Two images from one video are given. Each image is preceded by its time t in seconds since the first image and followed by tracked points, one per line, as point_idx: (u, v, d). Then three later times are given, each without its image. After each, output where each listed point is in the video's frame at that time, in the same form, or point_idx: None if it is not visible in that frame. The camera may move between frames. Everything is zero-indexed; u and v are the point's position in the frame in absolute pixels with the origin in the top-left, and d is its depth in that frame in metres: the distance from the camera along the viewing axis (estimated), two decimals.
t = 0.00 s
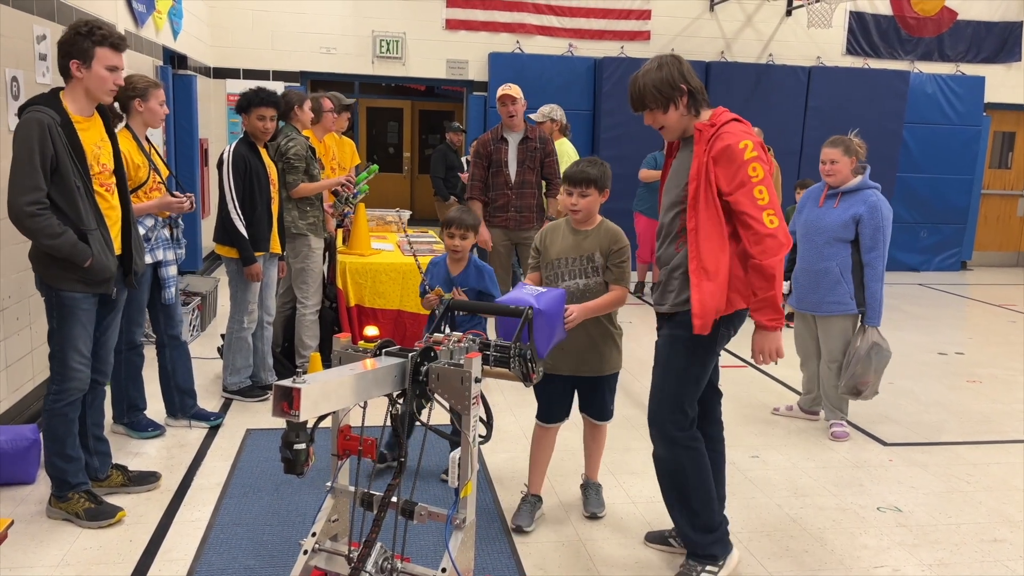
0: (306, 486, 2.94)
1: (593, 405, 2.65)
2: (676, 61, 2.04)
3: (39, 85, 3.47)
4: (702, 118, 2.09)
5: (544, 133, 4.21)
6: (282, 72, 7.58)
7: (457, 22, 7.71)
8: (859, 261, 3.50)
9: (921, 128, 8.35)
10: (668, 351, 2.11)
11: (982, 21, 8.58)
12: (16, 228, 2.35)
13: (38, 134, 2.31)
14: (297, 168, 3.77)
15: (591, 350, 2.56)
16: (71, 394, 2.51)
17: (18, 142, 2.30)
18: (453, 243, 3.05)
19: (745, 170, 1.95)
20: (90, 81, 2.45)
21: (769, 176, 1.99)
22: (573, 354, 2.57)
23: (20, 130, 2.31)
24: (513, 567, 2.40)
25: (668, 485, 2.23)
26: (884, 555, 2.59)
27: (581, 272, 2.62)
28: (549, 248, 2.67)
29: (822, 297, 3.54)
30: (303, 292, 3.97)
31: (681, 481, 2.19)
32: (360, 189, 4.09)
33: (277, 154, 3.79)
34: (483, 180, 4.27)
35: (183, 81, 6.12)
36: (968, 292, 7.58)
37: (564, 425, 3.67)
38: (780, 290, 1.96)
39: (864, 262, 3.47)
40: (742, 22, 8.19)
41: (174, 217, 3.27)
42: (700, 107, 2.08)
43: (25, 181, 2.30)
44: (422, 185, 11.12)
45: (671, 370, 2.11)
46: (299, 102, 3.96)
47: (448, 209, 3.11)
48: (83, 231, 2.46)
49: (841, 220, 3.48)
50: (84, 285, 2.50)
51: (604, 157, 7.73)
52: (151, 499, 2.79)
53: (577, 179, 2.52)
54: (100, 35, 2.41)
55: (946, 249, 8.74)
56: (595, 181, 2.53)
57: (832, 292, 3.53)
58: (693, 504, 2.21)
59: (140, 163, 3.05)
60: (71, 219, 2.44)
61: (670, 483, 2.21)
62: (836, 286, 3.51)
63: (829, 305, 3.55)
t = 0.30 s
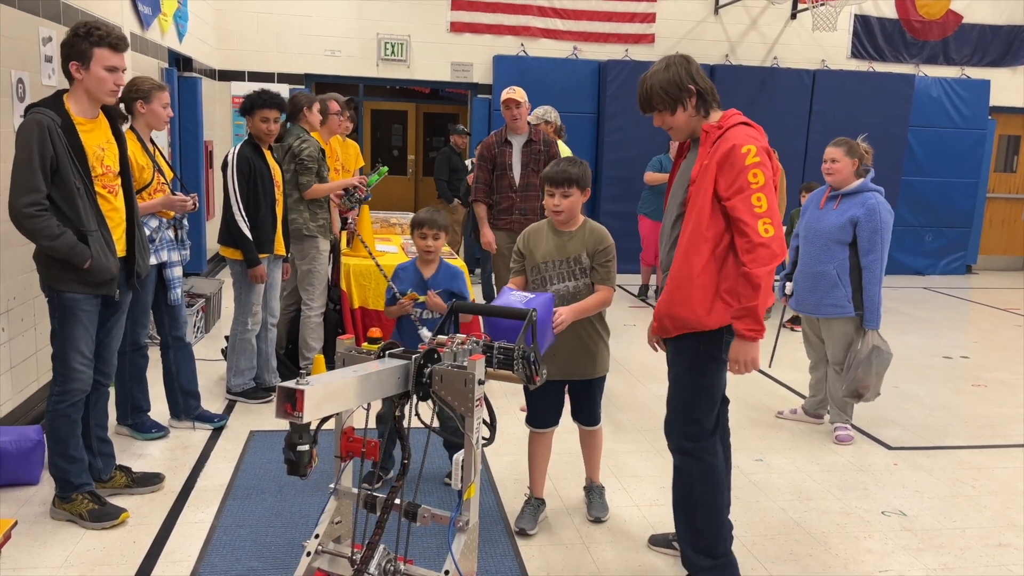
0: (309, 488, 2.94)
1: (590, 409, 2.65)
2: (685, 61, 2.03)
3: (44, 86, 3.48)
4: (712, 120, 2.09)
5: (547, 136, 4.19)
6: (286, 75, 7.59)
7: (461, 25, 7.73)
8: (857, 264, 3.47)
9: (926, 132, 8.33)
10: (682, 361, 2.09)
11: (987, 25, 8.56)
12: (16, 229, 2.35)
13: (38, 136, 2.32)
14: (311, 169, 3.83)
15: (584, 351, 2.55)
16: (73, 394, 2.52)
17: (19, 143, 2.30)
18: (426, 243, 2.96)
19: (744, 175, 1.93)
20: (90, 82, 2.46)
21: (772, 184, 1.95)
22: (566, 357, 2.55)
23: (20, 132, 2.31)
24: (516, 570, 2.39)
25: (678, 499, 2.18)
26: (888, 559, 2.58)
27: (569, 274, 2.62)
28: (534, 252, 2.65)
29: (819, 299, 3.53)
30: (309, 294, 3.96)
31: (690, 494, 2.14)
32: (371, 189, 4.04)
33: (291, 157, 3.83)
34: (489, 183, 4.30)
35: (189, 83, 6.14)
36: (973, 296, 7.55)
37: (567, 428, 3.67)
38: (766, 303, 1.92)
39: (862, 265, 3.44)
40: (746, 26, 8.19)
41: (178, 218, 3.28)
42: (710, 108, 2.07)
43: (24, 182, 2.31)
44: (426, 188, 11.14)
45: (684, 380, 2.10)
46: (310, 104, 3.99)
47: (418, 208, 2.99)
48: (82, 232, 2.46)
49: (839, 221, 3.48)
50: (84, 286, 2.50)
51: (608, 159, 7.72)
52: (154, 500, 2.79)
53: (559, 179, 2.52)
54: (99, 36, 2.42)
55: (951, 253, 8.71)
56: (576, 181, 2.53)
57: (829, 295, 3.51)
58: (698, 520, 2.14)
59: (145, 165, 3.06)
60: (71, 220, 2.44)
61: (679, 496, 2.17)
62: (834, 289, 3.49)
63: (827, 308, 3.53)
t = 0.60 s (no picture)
0: (314, 491, 2.94)
1: (596, 413, 2.65)
2: (695, 61, 2.02)
3: (52, 90, 3.50)
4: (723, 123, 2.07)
5: (552, 140, 4.19)
6: (293, 79, 7.62)
7: (467, 29, 7.74)
8: (862, 270, 3.46)
9: (932, 136, 8.31)
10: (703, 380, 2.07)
11: (994, 29, 8.55)
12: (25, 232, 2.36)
13: (49, 139, 2.33)
14: (333, 174, 3.85)
15: (585, 355, 2.55)
16: (80, 397, 2.53)
17: (29, 146, 2.31)
18: (399, 243, 2.97)
19: (742, 182, 1.91)
20: (98, 86, 2.47)
21: (772, 193, 1.91)
22: (567, 362, 2.54)
23: (30, 136, 2.32)
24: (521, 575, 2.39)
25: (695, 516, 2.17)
26: (895, 566, 2.57)
27: (568, 280, 2.61)
28: (533, 257, 2.65)
29: (823, 304, 3.52)
30: (315, 297, 3.96)
31: (709, 512, 2.13)
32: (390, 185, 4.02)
33: (309, 162, 3.84)
34: (495, 188, 4.29)
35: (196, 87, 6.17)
36: (980, 301, 7.52)
37: (571, 433, 3.66)
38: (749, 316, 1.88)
39: (867, 271, 3.42)
40: (752, 30, 8.20)
41: (184, 221, 3.28)
42: (721, 110, 2.06)
43: (34, 185, 2.32)
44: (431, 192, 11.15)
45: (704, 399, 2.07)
46: (321, 108, 3.99)
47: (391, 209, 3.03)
48: (92, 235, 2.47)
49: (844, 226, 3.47)
50: (92, 289, 2.50)
51: (614, 164, 7.72)
52: (160, 503, 2.79)
53: (557, 183, 2.51)
54: (107, 40, 2.43)
55: (957, 258, 8.68)
56: (573, 186, 2.52)
57: (833, 300, 3.51)
58: (717, 539, 2.14)
59: (152, 168, 3.07)
60: (80, 223, 2.45)
61: (697, 512, 2.16)
62: (838, 294, 3.49)
63: (832, 312, 3.52)
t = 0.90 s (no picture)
0: (318, 493, 2.94)
1: (600, 415, 2.64)
2: (690, 72, 2.02)
3: (59, 92, 3.52)
4: (735, 126, 2.04)
5: (557, 143, 4.19)
6: (298, 81, 7.63)
7: (472, 32, 7.75)
8: (868, 273, 3.46)
9: (938, 139, 8.29)
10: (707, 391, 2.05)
11: (1000, 32, 8.52)
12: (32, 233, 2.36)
13: (57, 141, 2.34)
14: (346, 177, 3.88)
15: (589, 358, 2.55)
16: (85, 399, 2.53)
17: (37, 148, 2.32)
18: (387, 249, 2.99)
19: (743, 188, 1.89)
20: (104, 88, 2.48)
21: (774, 202, 1.88)
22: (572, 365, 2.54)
23: (38, 137, 2.33)
24: None
25: (700, 526, 2.16)
26: (900, 570, 2.56)
27: (571, 283, 2.61)
28: (537, 260, 2.65)
29: (828, 307, 3.51)
30: (319, 299, 3.96)
31: (715, 522, 2.12)
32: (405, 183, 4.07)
33: (320, 166, 3.85)
34: (499, 191, 4.30)
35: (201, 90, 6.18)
36: (986, 305, 7.49)
37: (576, 436, 3.65)
38: (735, 327, 1.86)
39: (873, 274, 3.42)
40: (758, 33, 8.19)
41: (189, 223, 3.29)
42: (731, 115, 2.03)
43: (42, 186, 2.32)
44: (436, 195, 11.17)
45: (708, 409, 2.06)
46: (326, 110, 3.99)
47: (378, 214, 3.03)
48: (98, 237, 2.48)
49: (850, 230, 3.46)
50: (98, 290, 2.51)
51: (618, 167, 7.72)
52: (165, 504, 2.79)
53: (561, 186, 2.51)
54: (113, 42, 2.44)
55: (963, 262, 8.64)
56: (577, 188, 2.53)
57: (837, 303, 3.49)
58: (722, 550, 2.12)
59: (157, 170, 3.08)
60: (87, 225, 2.45)
61: (703, 523, 2.15)
62: (842, 298, 3.48)
63: (836, 316, 3.51)
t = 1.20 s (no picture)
0: (321, 496, 2.93)
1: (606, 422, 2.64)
2: (710, 62, 2.03)
3: (64, 95, 3.53)
4: (742, 125, 2.04)
5: (560, 146, 4.19)
6: (303, 84, 7.65)
7: (477, 35, 7.76)
8: (872, 277, 3.45)
9: (943, 143, 8.27)
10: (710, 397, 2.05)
11: (1005, 36, 8.51)
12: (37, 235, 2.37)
13: (62, 143, 2.35)
14: (351, 180, 3.89)
15: (598, 362, 2.54)
16: (88, 401, 2.54)
17: (42, 150, 2.33)
18: (382, 254, 2.93)
19: (750, 191, 1.89)
20: (109, 90, 2.49)
21: (781, 206, 1.88)
22: (581, 366, 2.54)
23: (43, 139, 2.33)
24: None
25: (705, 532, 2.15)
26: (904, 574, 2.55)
27: (584, 286, 2.60)
28: (549, 263, 2.64)
29: (832, 311, 3.50)
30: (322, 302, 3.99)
31: (720, 529, 2.12)
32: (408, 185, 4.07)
33: (325, 169, 3.87)
34: (502, 195, 4.31)
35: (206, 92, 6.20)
36: (991, 309, 7.46)
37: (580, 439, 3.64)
38: (735, 330, 1.86)
39: (877, 278, 3.41)
40: (762, 37, 8.19)
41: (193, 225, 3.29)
42: (739, 112, 2.02)
43: (46, 189, 2.33)
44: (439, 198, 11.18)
45: (712, 416, 2.06)
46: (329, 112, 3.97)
47: (372, 219, 2.98)
48: (103, 239, 2.48)
49: (855, 233, 3.46)
50: (102, 292, 2.52)
51: (622, 170, 7.72)
52: (169, 506, 2.80)
53: (576, 188, 2.53)
54: (117, 45, 2.45)
55: (968, 266, 8.62)
56: (593, 191, 2.56)
57: (841, 307, 3.48)
58: (726, 555, 2.12)
59: (162, 172, 3.08)
60: (91, 227, 2.46)
61: (707, 529, 2.14)
62: (847, 302, 3.47)
63: (840, 320, 3.50)
